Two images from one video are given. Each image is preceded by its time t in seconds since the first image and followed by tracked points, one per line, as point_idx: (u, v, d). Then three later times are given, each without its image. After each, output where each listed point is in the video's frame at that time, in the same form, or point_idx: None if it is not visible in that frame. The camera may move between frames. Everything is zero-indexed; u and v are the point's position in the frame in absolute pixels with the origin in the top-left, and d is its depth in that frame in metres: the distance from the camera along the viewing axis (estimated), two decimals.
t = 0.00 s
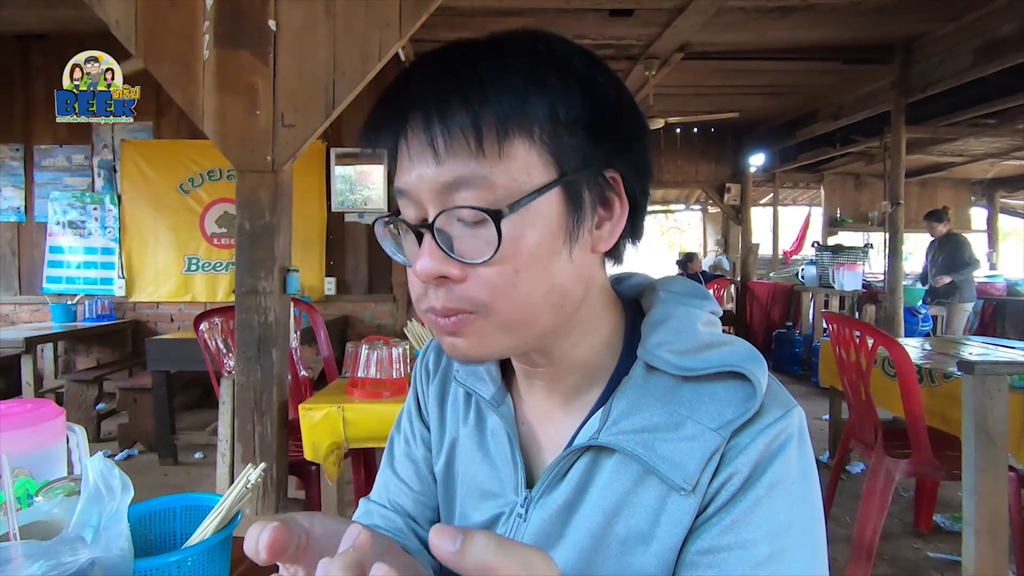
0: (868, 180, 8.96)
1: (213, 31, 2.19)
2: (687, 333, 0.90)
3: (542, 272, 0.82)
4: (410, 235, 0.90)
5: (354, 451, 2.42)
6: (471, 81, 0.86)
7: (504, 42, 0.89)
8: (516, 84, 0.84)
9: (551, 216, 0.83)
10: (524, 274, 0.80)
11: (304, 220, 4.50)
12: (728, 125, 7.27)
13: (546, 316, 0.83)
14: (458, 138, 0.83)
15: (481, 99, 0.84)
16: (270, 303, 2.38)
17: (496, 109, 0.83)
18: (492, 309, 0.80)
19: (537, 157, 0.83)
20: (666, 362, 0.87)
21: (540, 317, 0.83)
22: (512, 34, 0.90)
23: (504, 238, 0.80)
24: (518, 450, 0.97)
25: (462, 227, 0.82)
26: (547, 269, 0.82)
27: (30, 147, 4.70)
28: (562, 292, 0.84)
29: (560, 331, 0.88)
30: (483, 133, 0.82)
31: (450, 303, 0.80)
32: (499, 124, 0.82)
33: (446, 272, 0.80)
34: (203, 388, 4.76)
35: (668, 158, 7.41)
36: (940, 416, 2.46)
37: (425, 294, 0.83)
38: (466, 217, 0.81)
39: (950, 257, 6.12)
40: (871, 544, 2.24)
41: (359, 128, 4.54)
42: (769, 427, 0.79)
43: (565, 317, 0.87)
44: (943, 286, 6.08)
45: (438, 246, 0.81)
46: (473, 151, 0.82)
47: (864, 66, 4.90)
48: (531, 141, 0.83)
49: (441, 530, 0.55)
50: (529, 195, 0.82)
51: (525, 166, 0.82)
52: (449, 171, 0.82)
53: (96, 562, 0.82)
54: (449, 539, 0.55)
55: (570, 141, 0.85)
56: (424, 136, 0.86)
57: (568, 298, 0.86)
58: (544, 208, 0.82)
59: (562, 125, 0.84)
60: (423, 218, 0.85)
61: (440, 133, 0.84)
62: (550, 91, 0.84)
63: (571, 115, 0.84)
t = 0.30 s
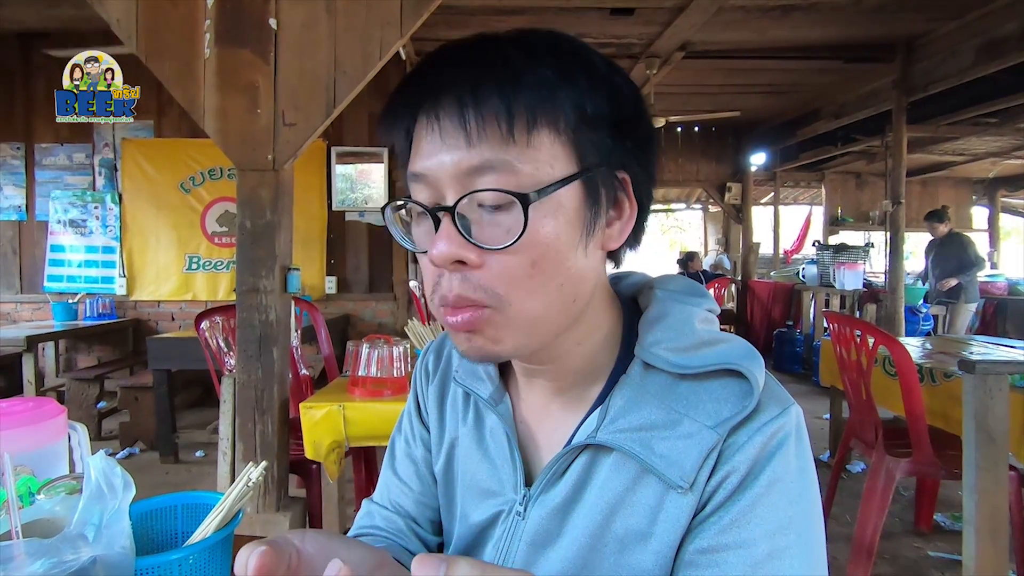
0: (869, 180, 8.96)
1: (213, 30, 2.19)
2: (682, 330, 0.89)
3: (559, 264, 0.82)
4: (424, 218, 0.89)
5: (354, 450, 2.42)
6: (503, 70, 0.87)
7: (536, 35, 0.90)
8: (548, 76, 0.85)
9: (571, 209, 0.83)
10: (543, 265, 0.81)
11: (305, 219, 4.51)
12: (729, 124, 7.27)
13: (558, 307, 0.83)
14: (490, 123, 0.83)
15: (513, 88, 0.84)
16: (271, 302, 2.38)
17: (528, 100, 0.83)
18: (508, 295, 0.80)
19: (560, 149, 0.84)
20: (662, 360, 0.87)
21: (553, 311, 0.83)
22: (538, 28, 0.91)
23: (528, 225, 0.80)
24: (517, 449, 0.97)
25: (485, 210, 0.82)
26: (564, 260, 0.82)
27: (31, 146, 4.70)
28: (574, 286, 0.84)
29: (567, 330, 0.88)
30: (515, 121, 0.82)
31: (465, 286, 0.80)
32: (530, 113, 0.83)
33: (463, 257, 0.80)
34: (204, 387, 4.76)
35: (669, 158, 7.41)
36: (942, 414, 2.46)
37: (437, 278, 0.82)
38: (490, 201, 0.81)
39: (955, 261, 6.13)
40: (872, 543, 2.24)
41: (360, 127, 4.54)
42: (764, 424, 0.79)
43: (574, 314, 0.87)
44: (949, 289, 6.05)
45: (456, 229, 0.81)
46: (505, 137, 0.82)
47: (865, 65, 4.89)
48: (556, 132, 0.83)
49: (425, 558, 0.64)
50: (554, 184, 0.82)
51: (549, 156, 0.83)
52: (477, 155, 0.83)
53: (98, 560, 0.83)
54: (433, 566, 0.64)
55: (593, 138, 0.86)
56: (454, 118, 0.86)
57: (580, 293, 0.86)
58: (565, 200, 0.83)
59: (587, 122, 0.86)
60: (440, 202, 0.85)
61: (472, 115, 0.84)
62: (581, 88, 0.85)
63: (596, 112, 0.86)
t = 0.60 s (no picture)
0: (870, 179, 8.95)
1: (214, 29, 2.19)
2: (683, 329, 0.89)
3: (551, 272, 0.82)
4: (417, 226, 0.89)
5: (355, 448, 2.42)
6: (495, 77, 0.86)
7: (531, 42, 0.89)
8: (540, 83, 0.84)
9: (563, 219, 0.83)
10: (534, 276, 0.81)
11: (306, 218, 4.51)
12: (730, 123, 7.27)
13: (550, 316, 0.84)
14: (480, 133, 0.83)
15: (505, 96, 0.84)
16: (272, 301, 2.38)
17: (519, 110, 0.83)
18: (498, 306, 0.81)
19: (553, 159, 0.83)
20: (661, 359, 0.87)
21: (546, 319, 0.83)
22: (534, 32, 0.91)
23: (517, 236, 0.80)
24: (518, 448, 0.97)
25: (473, 222, 0.82)
26: (555, 271, 0.82)
27: (32, 144, 4.71)
28: (567, 294, 0.85)
29: (562, 331, 0.88)
30: (505, 131, 0.82)
31: (455, 297, 0.81)
32: (521, 123, 0.82)
33: (453, 268, 0.80)
34: (205, 386, 4.77)
35: (670, 157, 7.41)
36: (943, 414, 2.45)
37: (429, 288, 0.83)
38: (478, 213, 0.81)
39: (956, 262, 6.11)
40: (872, 542, 2.24)
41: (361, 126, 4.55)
42: (765, 423, 0.79)
43: (568, 320, 0.87)
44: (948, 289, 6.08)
45: (448, 241, 0.81)
46: (495, 148, 0.82)
47: (867, 64, 4.89)
48: (549, 142, 0.83)
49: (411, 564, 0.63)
50: (544, 196, 0.82)
51: (541, 166, 0.83)
52: (466, 167, 0.83)
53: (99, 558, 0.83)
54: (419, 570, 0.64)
55: (587, 145, 0.86)
56: (444, 129, 0.86)
57: (573, 300, 0.86)
58: (556, 209, 0.82)
59: (581, 129, 0.85)
60: (432, 211, 0.85)
61: (461, 126, 0.84)
62: (574, 96, 0.85)
63: (590, 119, 0.85)
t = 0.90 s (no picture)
0: (871, 178, 8.95)
1: (215, 28, 2.19)
2: (684, 328, 0.89)
3: (550, 269, 0.82)
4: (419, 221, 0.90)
5: (356, 447, 2.43)
6: (499, 74, 0.86)
7: (535, 41, 0.89)
8: (542, 81, 0.84)
9: (564, 217, 0.83)
10: (532, 272, 0.81)
11: (307, 217, 4.51)
12: (730, 122, 7.27)
13: (548, 313, 0.83)
14: (482, 128, 0.83)
15: (508, 94, 0.84)
16: (273, 300, 2.38)
17: (520, 107, 0.83)
18: (496, 301, 0.80)
19: (555, 157, 0.84)
20: (664, 358, 0.87)
21: (545, 317, 0.83)
22: (539, 31, 0.90)
23: (516, 230, 0.80)
24: (517, 447, 0.96)
25: (474, 215, 0.83)
26: (555, 269, 0.82)
27: (33, 144, 4.71)
28: (568, 291, 0.84)
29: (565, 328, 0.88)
30: (507, 127, 0.83)
31: (454, 291, 0.81)
32: (523, 120, 0.83)
33: (452, 262, 0.81)
34: (206, 385, 4.77)
35: (671, 156, 7.40)
36: (944, 413, 2.45)
37: (431, 280, 0.84)
38: (479, 207, 0.82)
39: (954, 259, 6.11)
40: (874, 541, 2.24)
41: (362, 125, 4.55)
42: (767, 424, 0.79)
43: (568, 317, 0.86)
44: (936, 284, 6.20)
45: (448, 235, 0.82)
46: (496, 143, 0.83)
47: (868, 63, 4.88)
48: (550, 139, 0.83)
49: None
50: (544, 193, 0.82)
51: (542, 163, 0.83)
52: (467, 160, 0.83)
53: (101, 556, 0.83)
54: None
55: (589, 144, 0.85)
56: (446, 124, 0.86)
57: (573, 298, 0.86)
58: (556, 206, 0.82)
59: (582, 129, 0.85)
60: (434, 205, 0.86)
61: (463, 121, 0.84)
62: (576, 96, 0.84)
63: (593, 117, 0.85)
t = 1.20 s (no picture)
0: (874, 177, 8.93)
1: (216, 27, 2.19)
2: (683, 331, 0.87)
3: (529, 260, 0.82)
4: (405, 217, 0.91)
5: (358, 446, 2.43)
6: (477, 75, 0.86)
7: (515, 42, 0.89)
8: (518, 79, 0.85)
9: (543, 208, 0.82)
10: (510, 263, 0.81)
11: (309, 217, 4.51)
12: (732, 121, 7.26)
13: (530, 306, 0.83)
14: (456, 123, 0.84)
15: (484, 92, 0.84)
16: (275, 299, 2.38)
17: (496, 103, 0.83)
18: (475, 292, 0.81)
19: (533, 148, 0.83)
20: (660, 361, 0.85)
21: (525, 309, 0.83)
22: (521, 34, 0.91)
23: (490, 220, 0.80)
24: (513, 451, 0.96)
25: (451, 207, 0.83)
26: (535, 260, 0.82)
27: (36, 143, 4.72)
28: (549, 283, 0.84)
29: (551, 323, 0.87)
30: (481, 121, 0.83)
31: (434, 283, 0.82)
32: (498, 114, 0.83)
33: (432, 253, 0.81)
34: (208, 384, 4.78)
35: (672, 155, 7.39)
36: (947, 413, 2.45)
37: (413, 274, 0.84)
38: (457, 198, 0.82)
39: (954, 258, 6.11)
40: (876, 540, 2.23)
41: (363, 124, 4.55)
42: (766, 432, 0.76)
43: (552, 311, 0.86)
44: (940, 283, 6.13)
45: (428, 227, 0.82)
46: (472, 138, 0.83)
47: (871, 62, 4.87)
48: (528, 131, 0.83)
49: None
50: (520, 182, 0.82)
51: (520, 155, 0.83)
52: (444, 154, 0.84)
53: (104, 555, 0.83)
54: None
55: (569, 137, 0.84)
56: (425, 123, 0.87)
57: (557, 291, 0.85)
58: (534, 197, 0.82)
59: (560, 122, 0.84)
60: (418, 201, 0.87)
61: (440, 119, 0.85)
62: (552, 91, 0.84)
63: (571, 111, 0.84)
